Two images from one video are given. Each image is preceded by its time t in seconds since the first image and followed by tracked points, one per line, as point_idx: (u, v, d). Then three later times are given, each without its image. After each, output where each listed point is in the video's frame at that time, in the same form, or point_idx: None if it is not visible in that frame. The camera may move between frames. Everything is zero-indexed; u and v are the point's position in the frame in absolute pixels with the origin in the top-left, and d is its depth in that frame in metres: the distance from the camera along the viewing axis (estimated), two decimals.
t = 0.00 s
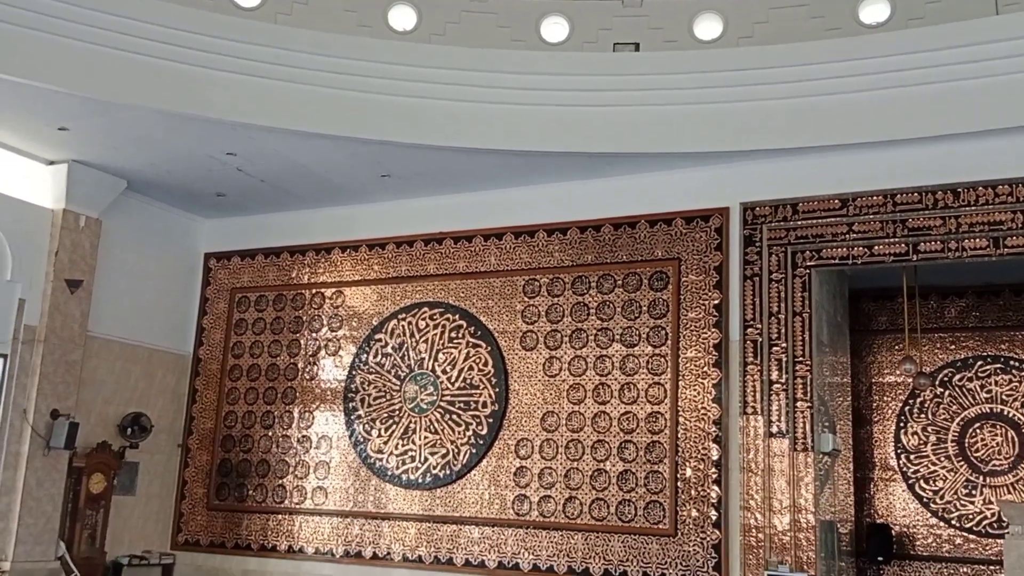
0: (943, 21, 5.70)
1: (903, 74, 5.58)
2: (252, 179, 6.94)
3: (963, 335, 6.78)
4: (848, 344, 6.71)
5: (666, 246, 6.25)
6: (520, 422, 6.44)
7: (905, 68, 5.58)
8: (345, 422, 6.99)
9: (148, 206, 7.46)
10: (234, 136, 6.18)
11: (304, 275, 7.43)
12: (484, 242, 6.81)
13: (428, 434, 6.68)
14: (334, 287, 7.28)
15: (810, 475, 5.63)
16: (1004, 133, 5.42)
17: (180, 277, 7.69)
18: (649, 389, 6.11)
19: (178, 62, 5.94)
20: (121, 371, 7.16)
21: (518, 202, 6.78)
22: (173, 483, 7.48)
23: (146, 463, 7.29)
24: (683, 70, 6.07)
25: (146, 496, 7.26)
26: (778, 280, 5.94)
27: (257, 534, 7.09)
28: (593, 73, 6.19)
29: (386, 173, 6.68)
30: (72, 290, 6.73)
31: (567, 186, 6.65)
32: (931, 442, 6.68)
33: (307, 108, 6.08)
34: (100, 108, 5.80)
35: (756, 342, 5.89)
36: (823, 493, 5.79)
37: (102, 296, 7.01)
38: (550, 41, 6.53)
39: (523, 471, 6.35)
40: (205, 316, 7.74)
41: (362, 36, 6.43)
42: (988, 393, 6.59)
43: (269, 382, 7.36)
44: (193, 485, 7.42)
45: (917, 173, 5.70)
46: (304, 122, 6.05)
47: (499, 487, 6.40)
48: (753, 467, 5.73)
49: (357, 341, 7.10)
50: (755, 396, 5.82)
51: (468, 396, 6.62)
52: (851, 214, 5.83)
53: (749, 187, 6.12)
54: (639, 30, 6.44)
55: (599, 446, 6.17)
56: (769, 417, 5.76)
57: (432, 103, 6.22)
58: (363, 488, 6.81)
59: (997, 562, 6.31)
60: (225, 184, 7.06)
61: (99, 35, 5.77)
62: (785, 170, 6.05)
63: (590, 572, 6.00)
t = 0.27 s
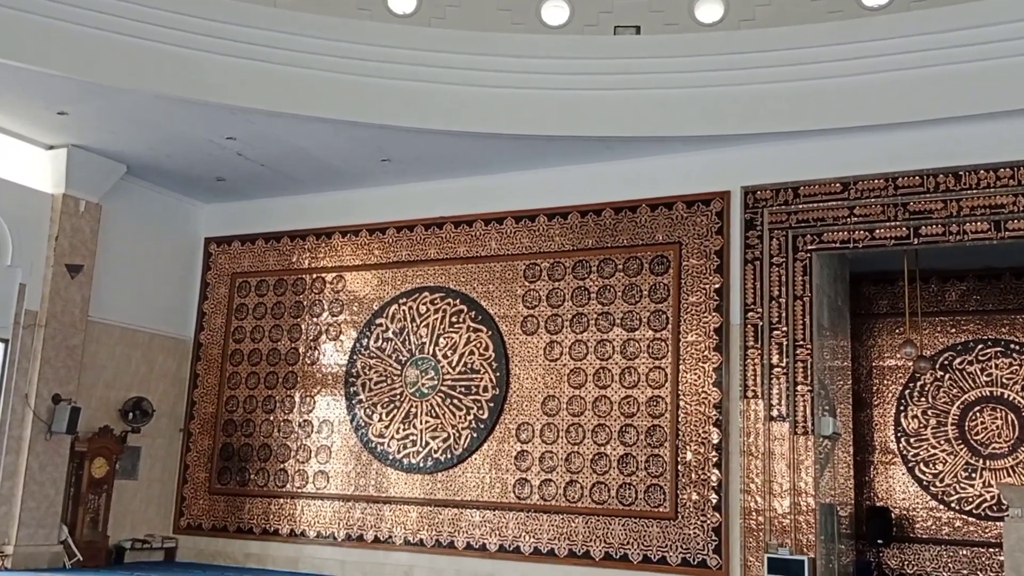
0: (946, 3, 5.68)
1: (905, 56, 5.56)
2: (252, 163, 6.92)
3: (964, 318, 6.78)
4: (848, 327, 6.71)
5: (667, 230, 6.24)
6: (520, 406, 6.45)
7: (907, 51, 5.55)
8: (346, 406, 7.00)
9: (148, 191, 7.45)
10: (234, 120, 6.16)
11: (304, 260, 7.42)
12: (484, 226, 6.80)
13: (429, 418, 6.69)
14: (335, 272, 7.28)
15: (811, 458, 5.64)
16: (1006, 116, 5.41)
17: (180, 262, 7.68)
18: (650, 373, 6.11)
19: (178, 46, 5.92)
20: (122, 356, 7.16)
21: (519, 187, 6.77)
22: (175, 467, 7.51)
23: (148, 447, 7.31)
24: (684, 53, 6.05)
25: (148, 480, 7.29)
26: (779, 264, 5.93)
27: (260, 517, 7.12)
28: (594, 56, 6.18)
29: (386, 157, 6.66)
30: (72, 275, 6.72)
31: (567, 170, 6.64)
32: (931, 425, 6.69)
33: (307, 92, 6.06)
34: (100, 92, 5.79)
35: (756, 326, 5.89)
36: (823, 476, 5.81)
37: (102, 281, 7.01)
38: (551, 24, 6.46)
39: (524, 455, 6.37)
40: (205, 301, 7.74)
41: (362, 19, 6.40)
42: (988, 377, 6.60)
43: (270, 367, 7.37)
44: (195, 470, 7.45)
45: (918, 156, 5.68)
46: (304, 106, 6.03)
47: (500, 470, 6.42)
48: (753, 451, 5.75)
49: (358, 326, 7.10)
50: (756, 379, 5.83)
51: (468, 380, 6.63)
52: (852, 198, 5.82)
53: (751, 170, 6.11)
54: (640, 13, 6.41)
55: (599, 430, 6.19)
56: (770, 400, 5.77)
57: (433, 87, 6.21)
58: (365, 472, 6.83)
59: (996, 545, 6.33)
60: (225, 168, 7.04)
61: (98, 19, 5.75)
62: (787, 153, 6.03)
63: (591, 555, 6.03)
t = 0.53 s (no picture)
0: None
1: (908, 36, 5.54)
2: (252, 144, 6.90)
3: (963, 299, 6.78)
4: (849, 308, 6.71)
5: (668, 212, 6.23)
6: (521, 388, 6.46)
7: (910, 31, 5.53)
8: (347, 388, 7.01)
9: (147, 172, 7.43)
10: (234, 101, 6.14)
11: (304, 242, 7.41)
12: (485, 207, 6.79)
13: (430, 399, 6.70)
14: (335, 253, 7.27)
15: (810, 439, 5.66)
16: (1009, 96, 5.39)
17: (180, 243, 7.67)
18: (650, 354, 6.12)
19: (177, 26, 5.89)
20: (123, 337, 7.17)
21: (519, 168, 6.76)
22: (176, 448, 7.53)
23: (149, 428, 7.33)
24: (685, 32, 6.04)
25: (149, 460, 7.31)
26: (779, 245, 5.93)
27: (261, 498, 7.15)
28: (595, 36, 6.17)
29: (386, 138, 6.64)
30: (72, 256, 6.72)
31: (568, 150, 6.62)
32: (931, 406, 6.71)
33: (306, 72, 6.04)
34: (98, 73, 5.76)
35: (756, 307, 5.90)
36: (822, 456, 5.83)
37: (102, 262, 7.00)
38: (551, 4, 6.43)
39: (524, 436, 6.39)
40: (206, 283, 7.74)
41: None
42: (988, 357, 6.61)
43: (271, 348, 7.38)
44: (196, 450, 7.47)
45: (920, 137, 5.67)
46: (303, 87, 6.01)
47: (501, 451, 6.44)
48: (753, 431, 5.77)
49: (358, 307, 7.10)
50: (756, 360, 5.84)
51: (469, 361, 6.63)
52: (853, 178, 5.80)
53: (752, 150, 6.09)
54: None
55: (599, 411, 6.20)
56: (769, 381, 5.79)
57: (433, 67, 6.20)
58: (366, 453, 6.85)
59: (995, 524, 6.37)
60: (225, 149, 7.02)
61: None
62: (788, 134, 6.02)
63: (591, 535, 6.06)
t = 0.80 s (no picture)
0: None
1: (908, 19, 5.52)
2: (251, 128, 6.88)
3: (963, 284, 6.78)
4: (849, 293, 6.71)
5: (668, 196, 6.22)
6: (521, 372, 6.47)
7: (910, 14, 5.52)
8: (347, 372, 7.02)
9: (146, 157, 7.41)
10: (232, 84, 6.11)
11: (304, 226, 7.40)
12: (484, 192, 6.78)
13: (430, 384, 6.71)
14: (335, 238, 7.26)
15: (809, 424, 5.68)
16: (1010, 79, 5.38)
17: (179, 228, 7.66)
18: (650, 339, 6.12)
19: (176, 9, 5.87)
20: (123, 322, 7.17)
21: (519, 151, 6.74)
22: (177, 432, 7.54)
23: (150, 413, 7.33)
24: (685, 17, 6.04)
25: (150, 444, 7.33)
26: (779, 230, 5.92)
27: (262, 482, 7.17)
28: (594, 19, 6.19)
29: (385, 122, 6.63)
30: (72, 241, 6.71)
31: (568, 134, 6.61)
32: (930, 390, 6.73)
33: (306, 56, 6.03)
34: (96, 56, 5.74)
35: (756, 292, 5.90)
36: (822, 440, 5.84)
37: (102, 247, 6.99)
38: None
39: (524, 421, 6.40)
40: (205, 267, 7.73)
41: None
42: (988, 342, 6.62)
43: (271, 333, 7.38)
44: (197, 435, 7.48)
45: (921, 121, 5.65)
46: (303, 71, 5.99)
47: (501, 435, 6.45)
48: (753, 415, 5.78)
49: (358, 292, 7.10)
50: (755, 345, 5.85)
51: (469, 346, 6.64)
52: (853, 162, 5.79)
53: (752, 134, 6.08)
54: None
55: (599, 395, 6.21)
56: (769, 365, 5.80)
57: (433, 50, 6.22)
58: (366, 437, 6.87)
59: (993, 508, 6.39)
60: (224, 133, 7.01)
61: None
62: (788, 118, 6.00)
63: (590, 518, 6.08)
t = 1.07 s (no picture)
0: None
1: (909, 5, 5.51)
2: (250, 114, 6.86)
3: (963, 270, 6.77)
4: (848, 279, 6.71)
5: (668, 183, 6.21)
6: (521, 359, 6.47)
7: None
8: (347, 359, 7.03)
9: (144, 143, 7.39)
10: (231, 70, 6.10)
11: (304, 212, 7.39)
12: (484, 178, 6.77)
13: (430, 370, 6.72)
14: (334, 225, 7.25)
15: (808, 410, 5.69)
16: (1011, 65, 5.37)
17: (179, 215, 7.65)
18: (650, 325, 6.12)
19: None
20: (122, 309, 7.17)
21: (519, 138, 6.73)
22: (177, 418, 7.55)
23: (150, 399, 7.34)
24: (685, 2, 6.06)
25: (150, 431, 7.34)
26: (779, 216, 5.92)
27: (262, 468, 7.19)
28: (595, 5, 6.18)
29: (385, 108, 6.61)
30: (71, 227, 6.71)
31: (568, 120, 6.59)
32: (929, 377, 6.74)
33: (305, 42, 6.01)
34: (95, 42, 5.72)
35: (756, 278, 5.90)
36: (821, 427, 5.86)
37: (101, 233, 6.98)
38: None
39: (524, 407, 6.41)
40: (204, 254, 7.72)
41: None
42: (987, 328, 6.63)
43: (270, 320, 7.38)
44: (197, 422, 7.50)
45: (921, 107, 5.64)
46: (302, 57, 5.97)
47: (501, 422, 6.46)
48: (752, 402, 5.79)
49: (358, 279, 7.10)
50: (755, 331, 5.86)
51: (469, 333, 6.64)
52: (853, 149, 5.78)
53: (752, 120, 6.06)
54: None
55: (599, 382, 6.22)
56: (769, 352, 5.81)
57: (433, 36, 6.20)
58: (366, 424, 6.88)
59: (991, 494, 6.41)
60: (224, 120, 6.99)
61: None
62: (789, 104, 5.99)
63: (590, 505, 6.10)
